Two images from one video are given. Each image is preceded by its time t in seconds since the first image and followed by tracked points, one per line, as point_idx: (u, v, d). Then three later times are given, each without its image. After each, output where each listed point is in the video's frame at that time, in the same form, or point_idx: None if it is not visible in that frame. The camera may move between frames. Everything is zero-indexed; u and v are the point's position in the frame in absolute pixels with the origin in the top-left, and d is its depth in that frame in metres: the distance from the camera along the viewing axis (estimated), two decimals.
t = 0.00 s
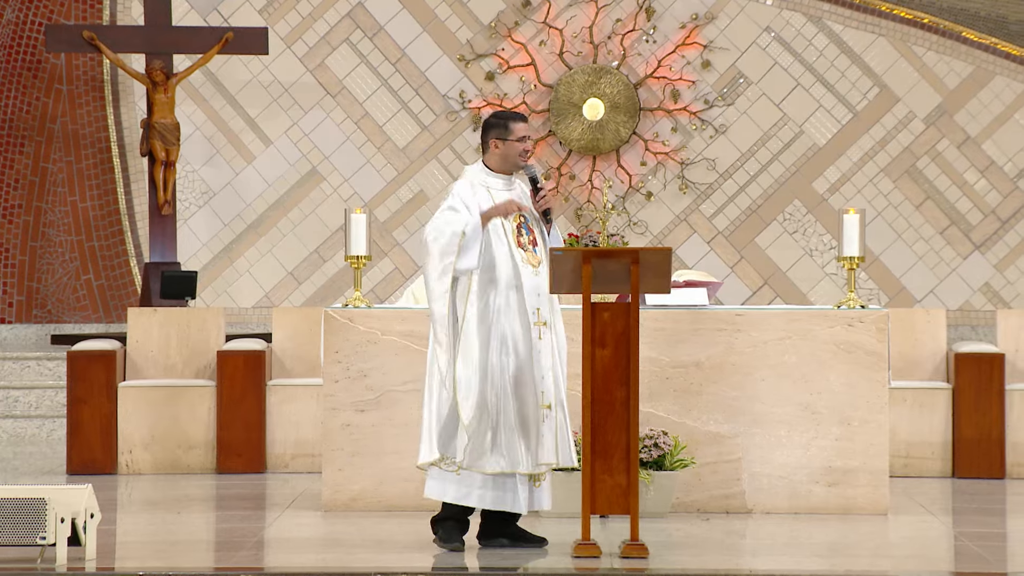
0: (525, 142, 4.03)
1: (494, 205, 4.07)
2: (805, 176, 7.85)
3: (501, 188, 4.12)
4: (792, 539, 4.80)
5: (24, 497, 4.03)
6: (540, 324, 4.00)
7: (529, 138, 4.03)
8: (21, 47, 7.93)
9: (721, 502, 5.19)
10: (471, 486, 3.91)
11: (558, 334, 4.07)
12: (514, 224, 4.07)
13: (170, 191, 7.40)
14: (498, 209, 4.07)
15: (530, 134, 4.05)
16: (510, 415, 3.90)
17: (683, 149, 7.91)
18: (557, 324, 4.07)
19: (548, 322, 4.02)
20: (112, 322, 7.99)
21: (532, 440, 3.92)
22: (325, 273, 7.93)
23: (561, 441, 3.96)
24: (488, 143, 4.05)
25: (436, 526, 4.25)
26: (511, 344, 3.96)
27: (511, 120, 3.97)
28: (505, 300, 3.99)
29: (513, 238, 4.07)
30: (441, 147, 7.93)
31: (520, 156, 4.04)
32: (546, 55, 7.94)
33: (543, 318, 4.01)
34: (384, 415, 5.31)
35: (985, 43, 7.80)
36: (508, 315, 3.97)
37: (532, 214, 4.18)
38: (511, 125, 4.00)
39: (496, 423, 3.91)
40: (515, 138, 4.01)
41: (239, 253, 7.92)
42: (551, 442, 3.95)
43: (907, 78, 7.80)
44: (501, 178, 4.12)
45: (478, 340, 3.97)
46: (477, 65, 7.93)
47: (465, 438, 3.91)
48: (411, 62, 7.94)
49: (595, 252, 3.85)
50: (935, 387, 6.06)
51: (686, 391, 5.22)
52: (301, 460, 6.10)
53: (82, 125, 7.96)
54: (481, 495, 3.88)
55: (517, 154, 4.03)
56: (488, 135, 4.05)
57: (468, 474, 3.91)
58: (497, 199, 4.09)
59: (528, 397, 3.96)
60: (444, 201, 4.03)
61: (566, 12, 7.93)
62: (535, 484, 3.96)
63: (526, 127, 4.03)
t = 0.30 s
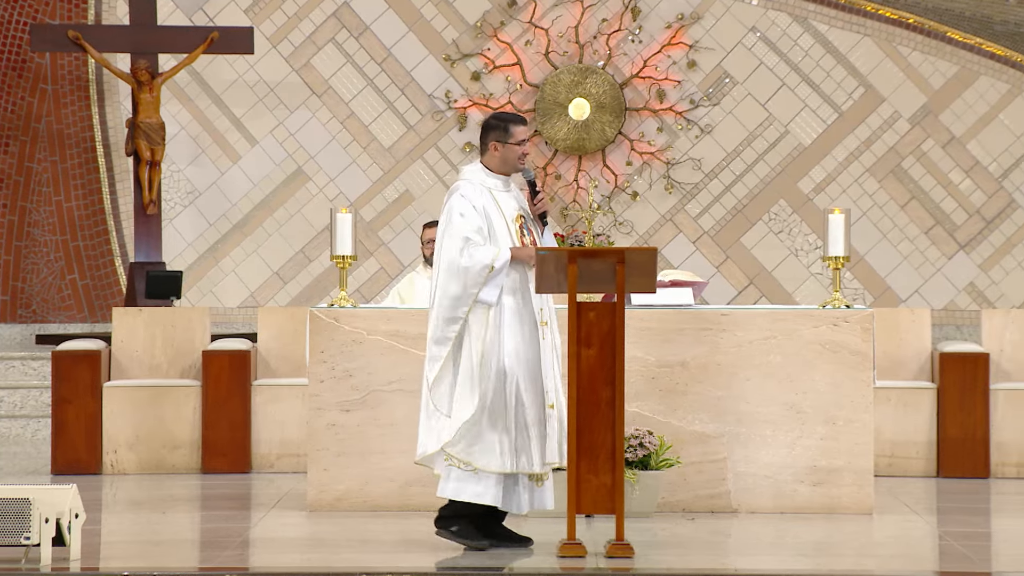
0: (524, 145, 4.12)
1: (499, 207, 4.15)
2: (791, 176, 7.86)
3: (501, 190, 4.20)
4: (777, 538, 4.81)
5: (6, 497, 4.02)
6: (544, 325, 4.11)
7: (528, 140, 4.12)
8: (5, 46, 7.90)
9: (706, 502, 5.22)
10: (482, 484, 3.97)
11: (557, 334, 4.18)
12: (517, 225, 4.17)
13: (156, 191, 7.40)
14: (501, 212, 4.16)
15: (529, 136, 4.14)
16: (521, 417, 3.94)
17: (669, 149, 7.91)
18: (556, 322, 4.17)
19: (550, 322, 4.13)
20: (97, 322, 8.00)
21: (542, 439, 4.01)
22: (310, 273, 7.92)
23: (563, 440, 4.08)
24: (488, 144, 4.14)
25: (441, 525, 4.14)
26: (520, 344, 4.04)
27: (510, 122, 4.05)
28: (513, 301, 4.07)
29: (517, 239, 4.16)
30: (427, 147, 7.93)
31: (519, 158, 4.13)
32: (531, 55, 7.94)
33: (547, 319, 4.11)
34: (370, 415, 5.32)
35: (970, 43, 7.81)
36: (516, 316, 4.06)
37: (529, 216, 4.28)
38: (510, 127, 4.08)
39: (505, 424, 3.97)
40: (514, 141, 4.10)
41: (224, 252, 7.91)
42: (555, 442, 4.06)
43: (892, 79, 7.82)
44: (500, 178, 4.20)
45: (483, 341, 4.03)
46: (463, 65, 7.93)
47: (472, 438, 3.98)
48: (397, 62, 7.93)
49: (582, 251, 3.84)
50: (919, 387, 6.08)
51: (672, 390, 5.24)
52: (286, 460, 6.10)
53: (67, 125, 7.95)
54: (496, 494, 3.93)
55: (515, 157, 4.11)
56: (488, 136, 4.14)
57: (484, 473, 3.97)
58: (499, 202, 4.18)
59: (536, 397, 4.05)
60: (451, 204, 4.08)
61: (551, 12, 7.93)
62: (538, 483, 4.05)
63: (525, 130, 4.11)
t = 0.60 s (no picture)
0: (521, 147, 4.21)
1: (496, 207, 4.21)
2: (772, 176, 7.87)
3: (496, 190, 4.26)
4: (759, 537, 4.82)
5: None
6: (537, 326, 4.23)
7: (524, 143, 4.21)
8: None
9: (688, 501, 5.25)
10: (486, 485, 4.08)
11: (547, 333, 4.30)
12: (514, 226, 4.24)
13: (137, 191, 7.40)
14: (498, 211, 4.22)
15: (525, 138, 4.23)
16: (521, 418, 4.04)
17: (651, 149, 7.91)
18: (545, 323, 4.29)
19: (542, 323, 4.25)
20: (78, 322, 7.99)
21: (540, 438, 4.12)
22: (293, 273, 7.91)
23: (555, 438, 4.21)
24: (485, 145, 4.21)
25: (456, 536, 4.36)
26: (519, 346, 4.14)
27: (510, 124, 4.14)
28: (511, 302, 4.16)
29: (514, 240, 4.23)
30: (409, 146, 7.93)
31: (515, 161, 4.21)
32: (514, 55, 7.94)
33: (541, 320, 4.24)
34: (352, 415, 5.32)
35: (951, 43, 7.82)
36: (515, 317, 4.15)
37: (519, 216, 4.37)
38: (509, 129, 4.16)
39: (510, 425, 4.06)
40: (512, 143, 4.18)
41: (206, 252, 7.89)
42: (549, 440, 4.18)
43: (873, 79, 7.83)
44: (495, 177, 4.26)
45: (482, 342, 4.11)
46: (445, 64, 7.93)
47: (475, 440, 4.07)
48: (379, 62, 7.93)
49: (562, 251, 3.86)
50: (900, 386, 6.10)
51: (654, 390, 5.25)
52: (269, 460, 6.12)
53: (49, 125, 7.93)
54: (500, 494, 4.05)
55: (513, 159, 4.20)
56: (485, 137, 4.21)
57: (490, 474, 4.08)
58: (496, 201, 4.24)
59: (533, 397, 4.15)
60: (452, 203, 4.12)
61: (534, 12, 7.93)
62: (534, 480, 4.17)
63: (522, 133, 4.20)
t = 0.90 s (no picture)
0: (522, 147, 4.32)
1: (501, 209, 4.34)
2: (755, 176, 7.87)
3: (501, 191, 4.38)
4: (743, 537, 4.82)
5: None
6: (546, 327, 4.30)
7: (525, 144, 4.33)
8: None
9: (672, 501, 5.25)
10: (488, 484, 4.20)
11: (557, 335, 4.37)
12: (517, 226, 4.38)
13: (120, 190, 7.41)
14: (503, 213, 4.35)
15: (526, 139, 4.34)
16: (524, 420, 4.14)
17: (634, 149, 7.92)
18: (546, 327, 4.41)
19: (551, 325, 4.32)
20: (61, 321, 7.89)
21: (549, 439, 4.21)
22: (275, 272, 7.90)
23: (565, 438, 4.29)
24: (488, 146, 4.32)
25: (439, 535, 4.36)
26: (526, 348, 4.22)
27: (513, 125, 4.26)
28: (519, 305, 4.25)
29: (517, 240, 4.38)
30: (393, 146, 7.93)
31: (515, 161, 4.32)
32: (497, 55, 7.94)
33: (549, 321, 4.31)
34: (335, 415, 5.32)
35: (933, 43, 7.83)
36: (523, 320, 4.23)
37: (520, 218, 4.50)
38: (511, 130, 4.28)
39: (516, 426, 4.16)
40: (515, 144, 4.29)
41: (189, 252, 7.88)
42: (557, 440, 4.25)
43: (856, 79, 7.84)
44: (497, 178, 4.38)
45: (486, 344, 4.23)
46: (428, 64, 7.93)
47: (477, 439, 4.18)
48: (362, 61, 7.93)
49: (546, 250, 3.91)
50: (883, 386, 6.18)
51: (637, 389, 5.26)
52: (251, 460, 6.20)
53: (30, 124, 7.85)
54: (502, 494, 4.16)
55: (515, 160, 4.31)
56: (487, 139, 4.32)
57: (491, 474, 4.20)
58: (500, 203, 4.36)
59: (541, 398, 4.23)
60: (458, 206, 4.26)
61: (517, 12, 7.94)
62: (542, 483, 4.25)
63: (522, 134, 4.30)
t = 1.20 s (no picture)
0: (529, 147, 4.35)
1: (507, 209, 4.37)
2: (738, 176, 7.89)
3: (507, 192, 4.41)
4: (727, 537, 4.82)
5: None
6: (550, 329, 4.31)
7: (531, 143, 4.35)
8: None
9: (656, 501, 5.25)
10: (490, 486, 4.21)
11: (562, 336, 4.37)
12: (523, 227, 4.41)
13: (103, 190, 7.39)
14: (510, 214, 4.38)
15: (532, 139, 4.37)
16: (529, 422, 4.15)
17: (618, 149, 7.92)
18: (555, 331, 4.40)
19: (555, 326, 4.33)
20: (44, 322, 7.82)
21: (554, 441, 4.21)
22: (259, 273, 7.90)
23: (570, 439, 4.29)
24: (494, 145, 4.35)
25: (428, 528, 4.31)
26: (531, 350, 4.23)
27: (520, 125, 4.29)
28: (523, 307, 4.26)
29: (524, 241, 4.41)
30: (377, 146, 7.93)
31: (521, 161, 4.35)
32: (481, 55, 7.95)
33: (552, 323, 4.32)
34: (319, 415, 5.31)
35: (916, 43, 7.84)
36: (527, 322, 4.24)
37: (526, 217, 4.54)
38: (518, 130, 4.30)
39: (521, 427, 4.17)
40: (521, 144, 4.32)
41: (172, 252, 7.87)
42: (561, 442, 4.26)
43: (839, 79, 7.86)
44: (503, 178, 4.41)
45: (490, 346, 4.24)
46: (412, 64, 7.93)
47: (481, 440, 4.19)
48: (346, 61, 7.93)
49: (531, 250, 3.91)
50: (866, 387, 6.38)
51: (620, 389, 5.26)
52: (236, 460, 6.33)
53: (13, 124, 7.83)
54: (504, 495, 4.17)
55: (522, 160, 4.34)
56: (494, 138, 4.35)
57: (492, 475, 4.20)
58: (506, 202, 4.39)
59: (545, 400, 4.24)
60: (464, 207, 4.28)
61: (501, 12, 7.94)
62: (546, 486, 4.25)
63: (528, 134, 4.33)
